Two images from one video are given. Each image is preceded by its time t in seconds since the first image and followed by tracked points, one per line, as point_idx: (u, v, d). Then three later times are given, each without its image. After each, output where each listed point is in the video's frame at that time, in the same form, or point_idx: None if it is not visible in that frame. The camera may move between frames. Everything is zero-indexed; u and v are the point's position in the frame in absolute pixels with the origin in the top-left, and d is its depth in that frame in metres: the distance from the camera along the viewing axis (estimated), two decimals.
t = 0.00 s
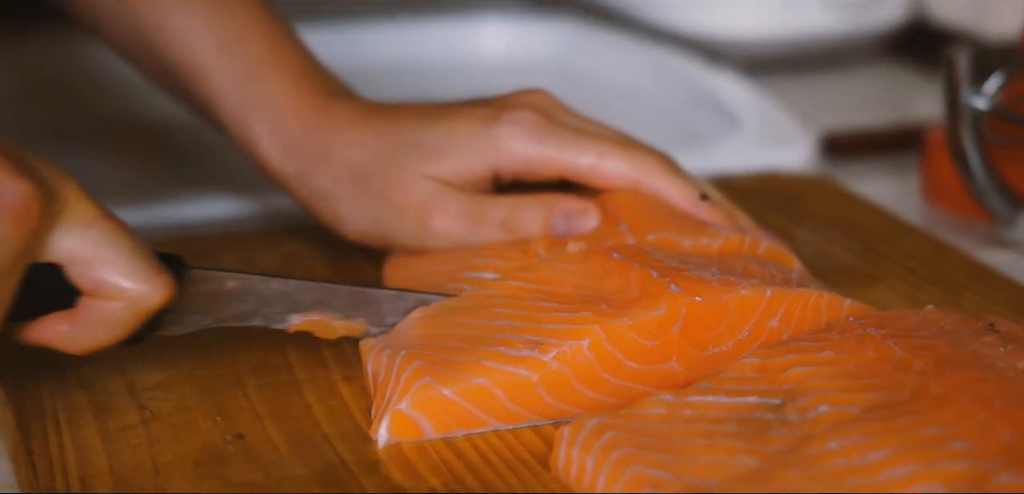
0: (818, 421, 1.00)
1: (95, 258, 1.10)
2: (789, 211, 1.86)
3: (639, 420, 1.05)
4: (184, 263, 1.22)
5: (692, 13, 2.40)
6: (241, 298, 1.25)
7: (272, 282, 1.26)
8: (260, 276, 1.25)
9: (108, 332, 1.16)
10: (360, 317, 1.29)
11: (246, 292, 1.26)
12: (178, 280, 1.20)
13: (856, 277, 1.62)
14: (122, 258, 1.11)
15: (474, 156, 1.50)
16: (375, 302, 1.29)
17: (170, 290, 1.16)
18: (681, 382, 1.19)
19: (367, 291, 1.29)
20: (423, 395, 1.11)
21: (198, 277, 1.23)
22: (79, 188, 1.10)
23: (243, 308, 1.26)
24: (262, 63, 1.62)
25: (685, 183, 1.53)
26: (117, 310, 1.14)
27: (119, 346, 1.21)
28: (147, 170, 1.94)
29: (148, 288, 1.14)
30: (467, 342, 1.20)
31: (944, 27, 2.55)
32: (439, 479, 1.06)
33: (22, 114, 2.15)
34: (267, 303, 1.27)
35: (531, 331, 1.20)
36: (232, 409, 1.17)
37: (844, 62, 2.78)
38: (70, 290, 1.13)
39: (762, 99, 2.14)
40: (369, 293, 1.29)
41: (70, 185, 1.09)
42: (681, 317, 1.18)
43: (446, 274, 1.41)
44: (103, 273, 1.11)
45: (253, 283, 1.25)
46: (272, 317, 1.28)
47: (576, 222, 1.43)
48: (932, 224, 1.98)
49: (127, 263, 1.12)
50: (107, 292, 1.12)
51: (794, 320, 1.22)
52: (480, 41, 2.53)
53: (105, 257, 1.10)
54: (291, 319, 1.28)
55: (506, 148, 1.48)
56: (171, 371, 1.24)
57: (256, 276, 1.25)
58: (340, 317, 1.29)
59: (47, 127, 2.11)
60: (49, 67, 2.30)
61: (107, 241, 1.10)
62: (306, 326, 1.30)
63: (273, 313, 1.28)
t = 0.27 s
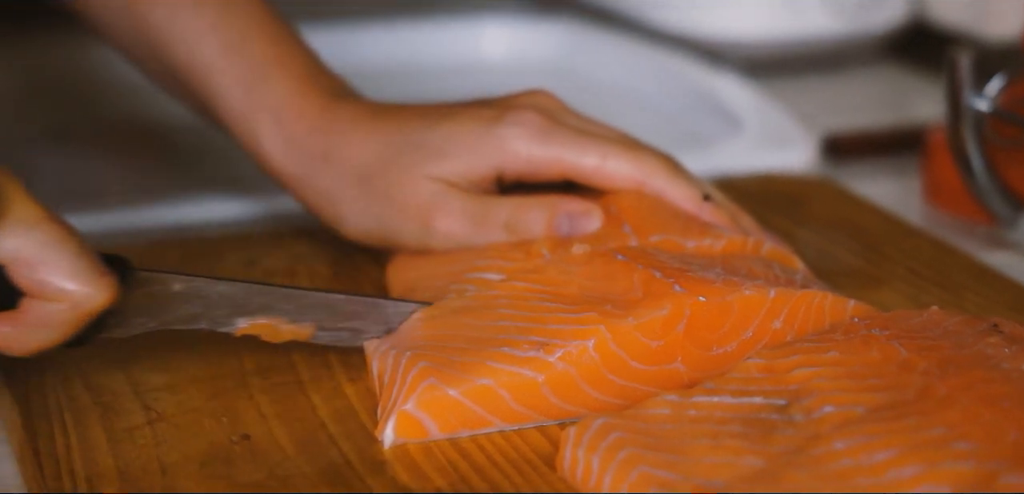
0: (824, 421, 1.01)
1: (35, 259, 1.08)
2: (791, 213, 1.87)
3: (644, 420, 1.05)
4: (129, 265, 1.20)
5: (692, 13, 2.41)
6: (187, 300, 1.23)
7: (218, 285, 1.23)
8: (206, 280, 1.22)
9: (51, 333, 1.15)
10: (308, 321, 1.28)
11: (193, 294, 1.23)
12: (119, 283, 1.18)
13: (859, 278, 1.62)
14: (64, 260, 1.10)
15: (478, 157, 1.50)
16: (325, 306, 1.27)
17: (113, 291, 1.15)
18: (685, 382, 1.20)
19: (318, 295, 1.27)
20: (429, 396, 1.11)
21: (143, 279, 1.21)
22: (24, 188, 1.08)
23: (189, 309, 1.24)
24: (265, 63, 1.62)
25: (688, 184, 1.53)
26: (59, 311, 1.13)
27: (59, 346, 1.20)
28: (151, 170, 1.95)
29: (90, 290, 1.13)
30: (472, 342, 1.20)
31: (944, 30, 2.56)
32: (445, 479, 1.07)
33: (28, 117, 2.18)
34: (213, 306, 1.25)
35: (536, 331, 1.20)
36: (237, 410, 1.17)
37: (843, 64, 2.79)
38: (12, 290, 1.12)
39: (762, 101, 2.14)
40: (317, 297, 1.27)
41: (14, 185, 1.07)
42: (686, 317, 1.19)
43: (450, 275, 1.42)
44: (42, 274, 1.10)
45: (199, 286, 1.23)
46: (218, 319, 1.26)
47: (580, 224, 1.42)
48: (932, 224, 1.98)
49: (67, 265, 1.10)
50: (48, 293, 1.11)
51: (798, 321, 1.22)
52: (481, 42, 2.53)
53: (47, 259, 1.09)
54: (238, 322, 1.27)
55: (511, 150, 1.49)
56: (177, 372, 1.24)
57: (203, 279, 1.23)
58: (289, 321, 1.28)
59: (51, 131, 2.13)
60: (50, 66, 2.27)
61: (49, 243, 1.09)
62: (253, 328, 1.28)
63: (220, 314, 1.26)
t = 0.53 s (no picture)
0: (831, 422, 1.01)
1: None
2: (794, 214, 1.87)
3: (651, 421, 1.06)
4: (66, 262, 1.21)
5: (690, 14, 2.41)
6: (123, 300, 1.23)
7: (157, 285, 1.23)
8: (144, 280, 1.22)
9: None
10: (248, 324, 1.27)
11: (130, 294, 1.23)
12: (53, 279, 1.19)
13: (862, 280, 1.62)
14: None
15: (481, 155, 1.49)
16: (267, 309, 1.26)
17: (47, 292, 1.16)
18: (691, 383, 1.20)
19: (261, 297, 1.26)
20: (436, 397, 1.12)
21: (81, 278, 1.22)
22: None
23: (126, 308, 1.24)
24: (267, 64, 1.62)
25: (690, 184, 1.53)
26: None
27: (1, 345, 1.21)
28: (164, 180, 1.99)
29: (25, 290, 1.14)
30: (478, 343, 1.20)
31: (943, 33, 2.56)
32: (452, 479, 1.07)
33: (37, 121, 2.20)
34: (153, 307, 1.25)
35: (542, 332, 1.20)
36: (244, 410, 1.17)
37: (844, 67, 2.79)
38: None
39: (762, 102, 2.14)
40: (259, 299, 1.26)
41: None
42: (691, 318, 1.19)
43: (454, 275, 1.42)
44: None
45: (138, 286, 1.23)
46: (157, 319, 1.25)
47: (581, 224, 1.41)
48: (932, 225, 1.98)
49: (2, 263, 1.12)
50: None
51: (803, 323, 1.22)
52: (483, 44, 2.53)
53: None
54: (177, 323, 1.26)
55: (513, 150, 1.48)
56: (183, 373, 1.25)
57: (140, 279, 1.22)
58: (228, 324, 1.27)
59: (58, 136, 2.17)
60: (51, 67, 2.20)
61: None
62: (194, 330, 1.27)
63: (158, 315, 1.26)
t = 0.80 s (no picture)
0: (838, 422, 1.01)
1: None
2: (796, 215, 1.87)
3: (658, 421, 1.06)
4: (33, 266, 1.21)
5: (688, 13, 2.41)
6: (92, 303, 1.23)
7: (125, 290, 1.24)
8: (112, 284, 1.23)
9: None
10: (218, 327, 1.27)
11: (96, 298, 1.24)
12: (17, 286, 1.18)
13: (864, 280, 1.63)
14: None
15: (482, 154, 1.49)
16: (241, 313, 1.27)
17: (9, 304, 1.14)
18: (697, 383, 1.20)
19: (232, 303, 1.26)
20: (444, 397, 1.12)
21: (48, 282, 1.21)
22: None
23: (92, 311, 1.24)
24: (267, 65, 1.61)
25: (690, 181, 1.54)
26: None
27: None
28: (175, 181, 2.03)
29: None
30: (485, 343, 1.20)
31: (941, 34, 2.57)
32: (460, 479, 1.07)
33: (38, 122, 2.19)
34: (121, 311, 1.25)
35: (549, 332, 1.20)
36: (251, 411, 1.17)
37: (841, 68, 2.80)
38: None
39: (762, 103, 2.14)
40: (229, 303, 1.27)
41: None
42: (697, 318, 1.19)
43: (458, 276, 1.42)
44: None
45: (107, 290, 1.23)
46: (125, 323, 1.26)
47: (583, 224, 1.43)
48: (932, 225, 1.99)
49: None
50: None
51: (808, 323, 1.23)
52: (483, 46, 2.53)
53: None
54: (145, 327, 1.26)
55: (513, 148, 1.49)
56: (189, 374, 1.25)
57: (108, 283, 1.23)
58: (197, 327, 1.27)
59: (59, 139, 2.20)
60: (52, 67, 2.17)
61: None
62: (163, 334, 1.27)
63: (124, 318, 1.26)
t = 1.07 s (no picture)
0: (843, 422, 1.02)
1: None
2: (797, 216, 1.88)
3: (663, 421, 1.06)
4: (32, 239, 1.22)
5: (688, 14, 2.42)
6: (90, 279, 1.24)
7: (125, 268, 1.25)
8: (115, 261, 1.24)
9: None
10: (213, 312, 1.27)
11: (95, 274, 1.25)
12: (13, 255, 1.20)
13: (866, 281, 1.63)
14: None
15: (482, 154, 1.50)
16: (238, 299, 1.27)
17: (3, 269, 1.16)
18: (701, 384, 1.20)
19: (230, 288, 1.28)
20: (449, 398, 1.12)
21: (47, 256, 1.23)
22: None
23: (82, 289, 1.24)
24: (269, 65, 1.60)
25: (688, 178, 1.53)
26: None
27: None
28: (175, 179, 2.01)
29: None
30: (490, 345, 1.21)
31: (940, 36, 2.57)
32: (466, 480, 1.07)
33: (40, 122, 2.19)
34: (119, 288, 1.25)
35: (553, 333, 1.21)
36: (257, 412, 1.18)
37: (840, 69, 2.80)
38: None
39: (762, 105, 2.15)
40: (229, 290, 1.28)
41: None
42: (701, 319, 1.20)
43: (461, 278, 1.42)
44: None
45: (105, 266, 1.25)
46: (120, 302, 1.25)
47: (584, 224, 1.42)
48: (934, 227, 1.99)
49: None
50: None
51: (812, 324, 1.23)
52: (482, 47, 2.53)
53: None
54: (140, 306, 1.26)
55: (514, 147, 1.49)
56: (194, 376, 1.25)
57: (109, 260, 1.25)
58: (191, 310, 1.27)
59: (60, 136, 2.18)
60: (52, 67, 2.20)
61: None
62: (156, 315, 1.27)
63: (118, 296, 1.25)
